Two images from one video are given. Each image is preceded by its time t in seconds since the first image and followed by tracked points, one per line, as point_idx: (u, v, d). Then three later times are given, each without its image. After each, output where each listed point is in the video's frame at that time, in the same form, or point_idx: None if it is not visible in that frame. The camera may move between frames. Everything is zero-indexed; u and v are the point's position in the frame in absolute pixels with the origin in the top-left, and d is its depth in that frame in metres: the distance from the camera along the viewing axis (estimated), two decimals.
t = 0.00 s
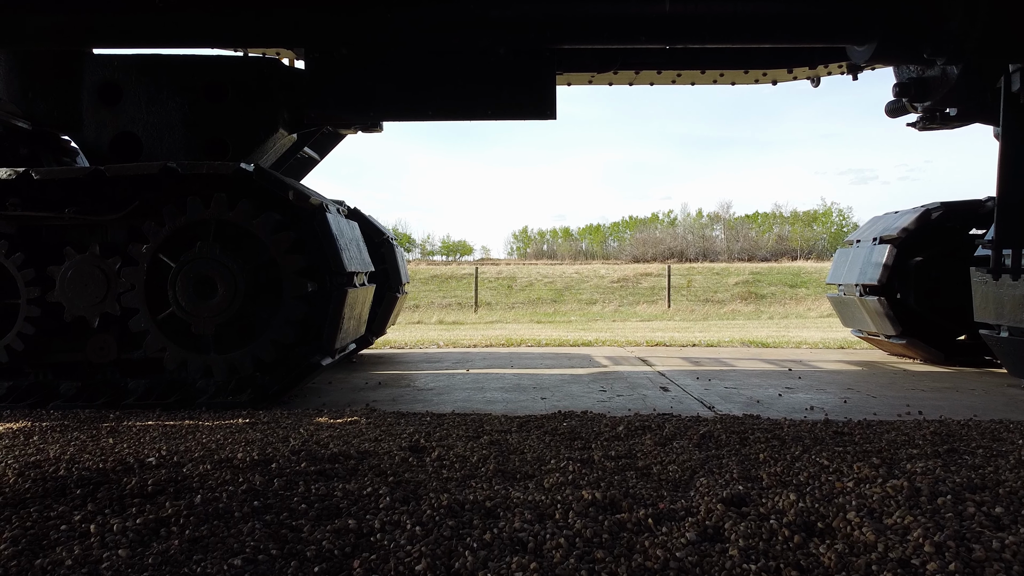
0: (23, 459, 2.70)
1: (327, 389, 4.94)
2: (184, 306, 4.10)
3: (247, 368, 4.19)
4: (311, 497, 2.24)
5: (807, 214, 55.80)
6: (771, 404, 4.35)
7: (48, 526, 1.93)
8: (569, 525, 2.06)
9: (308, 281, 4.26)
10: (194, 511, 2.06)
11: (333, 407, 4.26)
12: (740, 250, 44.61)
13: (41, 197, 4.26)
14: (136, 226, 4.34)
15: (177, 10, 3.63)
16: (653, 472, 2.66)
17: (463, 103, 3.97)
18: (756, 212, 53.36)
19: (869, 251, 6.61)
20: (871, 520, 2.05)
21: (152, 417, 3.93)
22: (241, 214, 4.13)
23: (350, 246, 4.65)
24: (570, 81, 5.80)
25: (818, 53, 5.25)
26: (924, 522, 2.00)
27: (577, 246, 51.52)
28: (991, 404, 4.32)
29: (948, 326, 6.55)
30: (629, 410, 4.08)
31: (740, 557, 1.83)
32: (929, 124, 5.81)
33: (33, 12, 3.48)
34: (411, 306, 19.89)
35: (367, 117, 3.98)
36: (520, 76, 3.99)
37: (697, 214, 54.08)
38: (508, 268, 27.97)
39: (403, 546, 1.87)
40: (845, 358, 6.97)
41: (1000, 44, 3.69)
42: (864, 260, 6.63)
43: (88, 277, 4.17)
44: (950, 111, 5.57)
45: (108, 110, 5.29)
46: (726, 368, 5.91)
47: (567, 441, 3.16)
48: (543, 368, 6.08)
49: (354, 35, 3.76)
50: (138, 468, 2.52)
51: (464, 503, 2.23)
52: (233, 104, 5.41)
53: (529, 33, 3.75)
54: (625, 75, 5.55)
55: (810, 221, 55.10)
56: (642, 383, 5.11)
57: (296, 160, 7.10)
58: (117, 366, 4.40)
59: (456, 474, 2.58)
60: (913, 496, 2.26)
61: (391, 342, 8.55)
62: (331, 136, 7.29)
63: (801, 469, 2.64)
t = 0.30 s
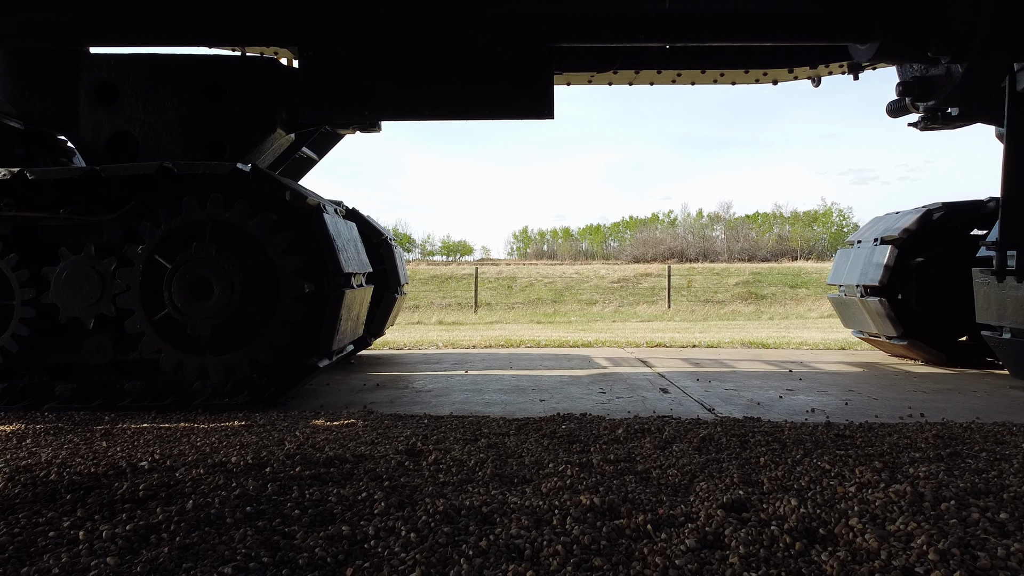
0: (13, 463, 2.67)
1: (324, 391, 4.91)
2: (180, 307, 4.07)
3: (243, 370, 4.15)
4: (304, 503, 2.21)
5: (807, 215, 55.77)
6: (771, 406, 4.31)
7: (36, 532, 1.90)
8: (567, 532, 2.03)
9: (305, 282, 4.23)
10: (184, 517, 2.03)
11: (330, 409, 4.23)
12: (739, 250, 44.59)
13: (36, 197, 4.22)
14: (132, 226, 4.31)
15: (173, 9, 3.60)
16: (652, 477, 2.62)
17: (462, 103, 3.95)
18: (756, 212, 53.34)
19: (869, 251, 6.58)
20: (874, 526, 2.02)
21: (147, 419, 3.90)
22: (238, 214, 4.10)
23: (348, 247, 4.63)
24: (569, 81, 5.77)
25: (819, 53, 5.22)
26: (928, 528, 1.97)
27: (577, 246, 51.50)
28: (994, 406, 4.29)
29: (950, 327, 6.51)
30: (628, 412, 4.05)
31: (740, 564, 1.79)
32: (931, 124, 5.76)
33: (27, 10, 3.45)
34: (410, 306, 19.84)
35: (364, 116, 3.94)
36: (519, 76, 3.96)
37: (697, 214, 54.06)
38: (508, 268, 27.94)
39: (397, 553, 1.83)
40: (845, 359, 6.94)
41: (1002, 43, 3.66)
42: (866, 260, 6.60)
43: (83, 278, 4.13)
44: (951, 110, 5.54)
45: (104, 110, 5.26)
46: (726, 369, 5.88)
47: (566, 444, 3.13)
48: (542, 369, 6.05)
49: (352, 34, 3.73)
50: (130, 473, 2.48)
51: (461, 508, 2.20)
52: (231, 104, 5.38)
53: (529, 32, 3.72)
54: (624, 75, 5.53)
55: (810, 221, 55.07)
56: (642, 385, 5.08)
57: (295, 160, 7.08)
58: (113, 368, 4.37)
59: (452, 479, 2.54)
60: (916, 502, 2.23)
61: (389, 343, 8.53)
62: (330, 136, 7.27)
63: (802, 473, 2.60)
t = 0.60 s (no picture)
0: None
1: (320, 394, 4.84)
2: (172, 308, 3.98)
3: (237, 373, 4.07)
4: (293, 514, 2.12)
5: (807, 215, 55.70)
6: (775, 410, 4.23)
7: (11, 547, 1.82)
8: (566, 544, 1.95)
9: (300, 283, 4.14)
10: (167, 530, 1.95)
11: (325, 413, 4.15)
12: (739, 250, 44.54)
13: (25, 196, 4.14)
14: (123, 226, 4.23)
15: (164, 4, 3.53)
16: (654, 484, 2.54)
17: (459, 100, 3.87)
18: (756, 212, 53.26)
19: (873, 252, 6.51)
20: (886, 539, 1.94)
21: (138, 423, 3.82)
22: (231, 214, 4.02)
23: (344, 247, 4.55)
24: (569, 79, 5.70)
25: (822, 50, 5.14)
26: (943, 541, 1.89)
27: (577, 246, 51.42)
28: (1002, 410, 4.20)
29: (954, 328, 6.43)
30: (629, 416, 3.97)
31: None
32: (936, 122, 5.71)
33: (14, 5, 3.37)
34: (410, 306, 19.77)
35: (356, 113, 3.87)
36: (518, 72, 3.88)
37: (698, 214, 53.99)
38: (507, 268, 27.87)
39: (388, 569, 1.75)
40: (848, 360, 6.86)
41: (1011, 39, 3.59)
42: (869, 261, 6.53)
43: (74, 279, 4.05)
44: (956, 108, 5.48)
45: (98, 108, 5.18)
46: (728, 371, 5.81)
47: (566, 450, 3.05)
48: (541, 371, 5.97)
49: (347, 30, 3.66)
50: (115, 481, 2.40)
51: (456, 519, 2.12)
52: (226, 103, 5.30)
53: (528, 28, 3.65)
54: (625, 73, 5.45)
55: (810, 221, 55.00)
56: (642, 387, 5.00)
57: (292, 160, 7.00)
58: (103, 371, 4.29)
59: (448, 487, 2.46)
60: (929, 513, 2.15)
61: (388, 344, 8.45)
62: (327, 135, 7.19)
63: (809, 481, 2.52)
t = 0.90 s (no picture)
0: None
1: (313, 397, 4.70)
2: (158, 309, 3.85)
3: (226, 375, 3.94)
4: (276, 527, 1.99)
5: (808, 214, 55.56)
6: (782, 413, 4.09)
7: None
8: (566, 562, 1.82)
9: (292, 283, 4.01)
10: (139, 546, 1.81)
11: (318, 416, 4.02)
12: (740, 250, 44.39)
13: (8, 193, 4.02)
14: (110, 224, 4.10)
15: None
16: (659, 494, 2.41)
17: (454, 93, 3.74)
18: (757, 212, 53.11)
19: (879, 251, 6.38)
20: (910, 556, 1.80)
21: (124, 427, 3.69)
22: (220, 211, 3.88)
23: (338, 246, 4.43)
24: (570, 75, 5.57)
25: (828, 45, 5.02)
26: (971, 559, 1.75)
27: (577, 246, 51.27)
28: (1016, 413, 4.07)
29: (963, 329, 6.30)
30: (631, 420, 3.84)
31: None
32: (945, 118, 5.58)
33: None
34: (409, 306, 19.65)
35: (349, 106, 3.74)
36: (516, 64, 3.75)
37: (698, 214, 53.87)
38: (507, 268, 27.73)
39: None
40: (854, 361, 6.73)
41: None
42: (876, 260, 6.39)
43: (57, 278, 3.92)
44: (966, 103, 5.36)
45: (86, 103, 5.06)
46: (732, 373, 5.67)
47: (566, 457, 2.92)
48: (540, 373, 5.83)
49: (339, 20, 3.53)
50: (89, 492, 2.27)
51: (449, 533, 1.98)
52: (218, 98, 5.18)
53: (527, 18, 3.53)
54: (626, 68, 5.32)
55: (811, 221, 54.85)
56: (644, 390, 4.86)
57: (286, 157, 6.87)
58: (89, 373, 4.16)
59: (442, 498, 2.33)
60: (953, 526, 2.01)
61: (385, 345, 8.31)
62: (322, 132, 7.06)
63: (823, 491, 2.39)
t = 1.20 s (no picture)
0: None
1: (305, 400, 4.56)
2: (143, 309, 3.70)
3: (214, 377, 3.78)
4: (253, 545, 1.84)
5: (807, 214, 55.36)
6: (790, 417, 3.95)
7: None
8: None
9: (282, 282, 3.87)
10: (102, 567, 1.67)
11: (308, 420, 3.87)
12: (740, 250, 44.23)
13: None
14: (93, 221, 3.95)
15: None
16: (665, 506, 2.27)
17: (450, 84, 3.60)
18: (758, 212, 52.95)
19: (887, 250, 6.23)
20: None
21: (106, 432, 3.54)
22: (206, 208, 3.74)
23: (330, 244, 4.29)
24: (570, 69, 5.43)
25: (836, 38, 4.86)
26: None
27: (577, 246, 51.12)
28: None
29: (972, 329, 6.15)
30: (634, 424, 3.69)
31: None
32: (955, 113, 5.44)
33: None
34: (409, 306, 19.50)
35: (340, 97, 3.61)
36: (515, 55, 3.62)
37: (698, 214, 53.71)
38: (507, 268, 27.58)
39: None
40: (860, 362, 6.58)
41: None
42: (884, 259, 6.25)
43: (38, 277, 3.78)
44: (978, 98, 5.23)
45: (72, 97, 4.91)
46: (736, 375, 5.53)
47: (566, 465, 2.78)
48: (540, 375, 5.68)
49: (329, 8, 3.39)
50: (56, 505, 2.13)
51: (439, 552, 1.84)
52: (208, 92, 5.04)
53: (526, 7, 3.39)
54: (627, 63, 5.17)
55: (812, 221, 54.69)
56: (647, 392, 4.72)
57: (280, 153, 6.72)
58: (73, 375, 4.01)
59: (433, 511, 2.18)
60: (983, 544, 1.87)
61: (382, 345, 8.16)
62: (317, 129, 6.91)
63: (839, 504, 2.25)
